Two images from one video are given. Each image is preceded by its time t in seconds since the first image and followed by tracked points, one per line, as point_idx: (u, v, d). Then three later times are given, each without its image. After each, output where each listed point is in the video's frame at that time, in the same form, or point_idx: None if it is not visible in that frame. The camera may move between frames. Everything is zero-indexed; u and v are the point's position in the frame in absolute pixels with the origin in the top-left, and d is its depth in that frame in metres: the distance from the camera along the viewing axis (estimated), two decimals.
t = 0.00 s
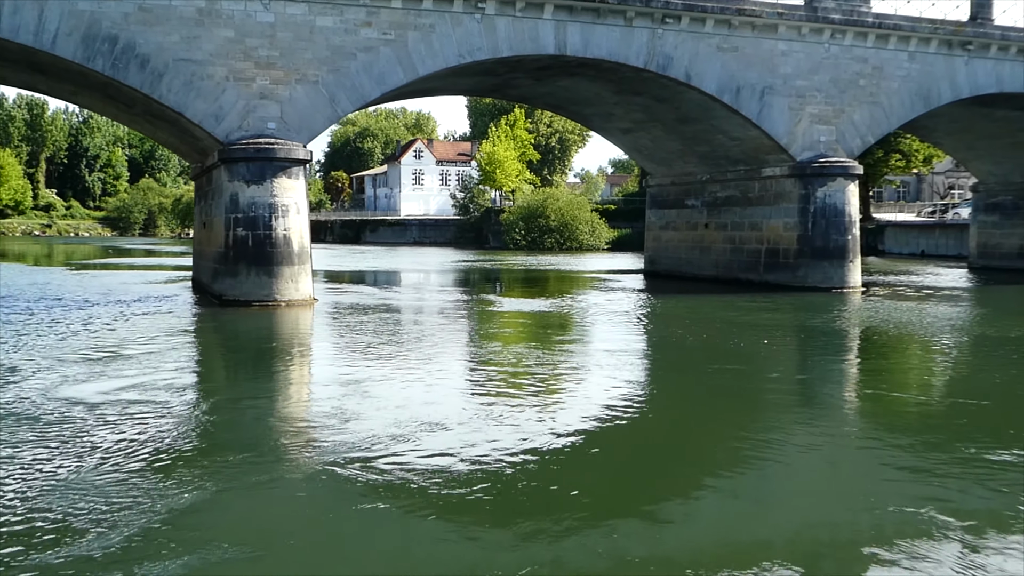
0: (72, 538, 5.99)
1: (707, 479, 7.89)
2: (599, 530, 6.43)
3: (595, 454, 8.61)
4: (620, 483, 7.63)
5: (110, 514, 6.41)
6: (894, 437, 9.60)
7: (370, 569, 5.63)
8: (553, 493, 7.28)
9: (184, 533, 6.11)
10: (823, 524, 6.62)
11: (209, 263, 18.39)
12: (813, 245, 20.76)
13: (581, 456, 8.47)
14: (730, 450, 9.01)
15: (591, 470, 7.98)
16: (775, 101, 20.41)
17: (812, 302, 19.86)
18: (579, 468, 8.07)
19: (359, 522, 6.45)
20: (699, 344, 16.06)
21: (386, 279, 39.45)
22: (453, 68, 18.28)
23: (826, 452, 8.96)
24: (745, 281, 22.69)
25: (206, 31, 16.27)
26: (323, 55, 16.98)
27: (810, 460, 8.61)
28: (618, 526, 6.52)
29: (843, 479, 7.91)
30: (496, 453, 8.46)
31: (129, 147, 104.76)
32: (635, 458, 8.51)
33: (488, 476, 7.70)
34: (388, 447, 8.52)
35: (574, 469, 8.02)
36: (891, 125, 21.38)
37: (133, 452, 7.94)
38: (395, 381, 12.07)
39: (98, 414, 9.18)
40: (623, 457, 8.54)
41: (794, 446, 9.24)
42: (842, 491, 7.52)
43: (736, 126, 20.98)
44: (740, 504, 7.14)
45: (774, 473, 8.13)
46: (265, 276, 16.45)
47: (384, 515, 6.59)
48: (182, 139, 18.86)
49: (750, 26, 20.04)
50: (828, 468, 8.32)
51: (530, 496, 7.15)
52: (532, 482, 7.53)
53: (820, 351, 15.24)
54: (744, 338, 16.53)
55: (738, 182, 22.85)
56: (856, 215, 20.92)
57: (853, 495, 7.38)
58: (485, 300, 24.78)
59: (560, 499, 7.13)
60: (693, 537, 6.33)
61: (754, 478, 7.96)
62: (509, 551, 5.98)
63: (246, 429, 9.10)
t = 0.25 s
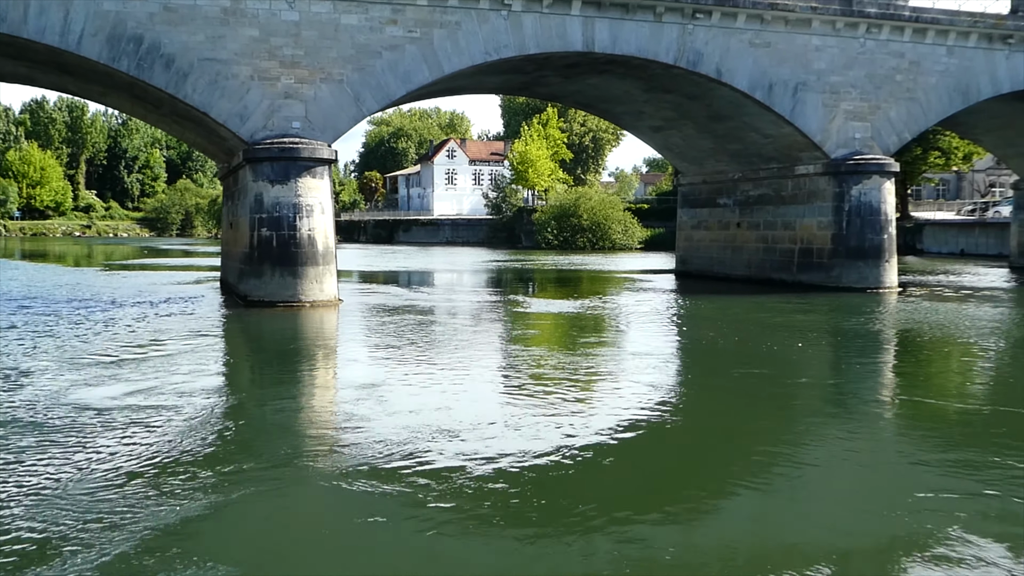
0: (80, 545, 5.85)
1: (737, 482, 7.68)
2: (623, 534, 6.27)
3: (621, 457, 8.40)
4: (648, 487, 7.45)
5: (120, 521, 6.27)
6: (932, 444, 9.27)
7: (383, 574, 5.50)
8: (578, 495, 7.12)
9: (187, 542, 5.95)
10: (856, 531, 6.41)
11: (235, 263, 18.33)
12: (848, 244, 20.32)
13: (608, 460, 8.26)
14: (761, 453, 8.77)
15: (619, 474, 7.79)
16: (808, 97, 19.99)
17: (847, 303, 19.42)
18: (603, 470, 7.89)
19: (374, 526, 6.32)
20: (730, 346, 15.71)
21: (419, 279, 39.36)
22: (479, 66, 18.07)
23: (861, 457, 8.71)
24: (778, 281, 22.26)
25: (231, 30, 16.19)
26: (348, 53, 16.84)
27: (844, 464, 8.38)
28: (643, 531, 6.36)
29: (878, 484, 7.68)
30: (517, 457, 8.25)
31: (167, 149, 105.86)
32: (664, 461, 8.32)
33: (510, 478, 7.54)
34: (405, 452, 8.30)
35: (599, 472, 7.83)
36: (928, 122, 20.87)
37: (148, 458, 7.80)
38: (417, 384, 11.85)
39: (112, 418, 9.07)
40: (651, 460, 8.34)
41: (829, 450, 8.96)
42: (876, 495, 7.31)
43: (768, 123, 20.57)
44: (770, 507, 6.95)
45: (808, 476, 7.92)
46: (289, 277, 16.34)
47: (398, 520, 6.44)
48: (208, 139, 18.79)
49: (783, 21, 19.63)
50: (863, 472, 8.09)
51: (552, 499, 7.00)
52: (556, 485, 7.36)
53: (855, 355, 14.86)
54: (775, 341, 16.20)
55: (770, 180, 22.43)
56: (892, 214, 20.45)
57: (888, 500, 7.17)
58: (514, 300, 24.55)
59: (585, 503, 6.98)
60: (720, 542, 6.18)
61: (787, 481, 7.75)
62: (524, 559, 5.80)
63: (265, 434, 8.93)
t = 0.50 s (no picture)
0: (84, 559, 5.72)
1: (765, 489, 7.46)
2: (643, 547, 6.08)
3: (645, 463, 8.20)
4: (672, 495, 7.25)
5: (129, 534, 6.14)
6: (967, 450, 8.95)
7: None
8: (599, 505, 6.93)
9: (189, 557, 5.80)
10: (887, 542, 6.17)
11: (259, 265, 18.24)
12: (881, 244, 19.88)
13: (631, 467, 8.04)
14: (789, 458, 8.51)
15: (642, 481, 7.60)
16: (841, 94, 19.57)
17: (881, 304, 19.00)
18: (627, 478, 7.70)
19: (385, 540, 6.15)
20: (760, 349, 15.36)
21: (450, 280, 39.26)
22: (504, 65, 17.87)
23: (894, 462, 8.44)
24: (810, 282, 21.85)
25: (253, 31, 16.10)
26: (371, 53, 16.70)
27: (876, 470, 8.12)
28: (666, 543, 6.17)
29: (911, 492, 7.42)
30: (535, 464, 8.04)
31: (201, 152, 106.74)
32: (690, 468, 8.10)
33: (531, 486, 7.38)
34: (419, 460, 8.11)
35: (623, 480, 7.64)
36: (965, 118, 20.37)
37: (156, 465, 7.66)
38: (437, 387, 11.65)
39: (127, 422, 8.96)
40: (675, 466, 8.12)
41: (859, 457, 8.66)
42: (908, 504, 7.06)
43: (799, 121, 20.17)
44: (798, 516, 6.73)
45: (838, 483, 7.67)
46: (312, 279, 16.22)
47: (412, 532, 6.28)
48: (232, 140, 18.71)
49: (814, 17, 19.24)
50: (896, 479, 7.83)
51: (573, 509, 6.82)
52: (577, 494, 7.18)
53: (889, 357, 14.49)
54: (807, 344, 15.86)
55: (802, 179, 22.01)
56: (927, 212, 19.98)
57: (920, 509, 6.92)
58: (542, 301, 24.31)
59: (607, 512, 6.80)
60: (745, 552, 5.98)
61: (816, 488, 7.51)
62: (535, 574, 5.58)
63: (279, 439, 8.78)
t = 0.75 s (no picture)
0: (66, 574, 5.54)
1: (777, 497, 7.23)
2: (648, 558, 5.88)
3: (652, 471, 7.97)
4: (680, 503, 7.03)
5: (113, 547, 5.95)
6: (985, 457, 8.66)
7: None
8: (604, 514, 6.74)
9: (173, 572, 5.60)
10: (901, 552, 5.96)
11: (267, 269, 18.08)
12: (899, 244, 19.51)
13: (637, 475, 7.82)
14: (801, 467, 8.21)
15: (649, 489, 7.39)
16: (857, 92, 19.23)
17: (899, 306, 18.64)
18: (634, 485, 7.49)
19: (377, 555, 5.93)
20: (775, 354, 15.05)
21: (468, 282, 39.18)
22: (513, 65, 17.66)
23: (910, 469, 8.18)
24: (827, 284, 21.49)
25: (260, 33, 15.96)
26: (378, 54, 16.53)
27: (892, 476, 7.88)
28: (669, 558, 5.92)
29: (928, 498, 7.18)
30: (537, 473, 7.82)
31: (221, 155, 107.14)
32: (698, 475, 7.87)
33: (535, 494, 7.18)
34: (417, 468, 7.89)
35: (629, 487, 7.43)
36: (984, 116, 19.98)
37: (146, 475, 7.46)
38: (442, 393, 11.42)
39: (122, 433, 8.78)
40: (684, 474, 7.89)
41: (875, 464, 8.36)
42: (925, 510, 6.83)
43: (815, 120, 19.83)
44: (811, 525, 6.51)
45: (852, 490, 7.44)
46: (319, 283, 16.04)
47: (408, 544, 6.09)
48: (241, 143, 18.55)
49: (830, 14, 18.90)
50: (912, 484, 7.59)
51: (577, 520, 6.63)
52: (582, 503, 6.98)
53: (908, 362, 14.16)
54: (824, 348, 15.56)
55: (818, 179, 21.67)
56: (946, 212, 19.59)
57: (938, 516, 6.69)
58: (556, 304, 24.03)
59: (609, 524, 6.55)
60: (752, 568, 5.72)
61: (829, 496, 7.28)
62: None
63: (277, 447, 8.57)
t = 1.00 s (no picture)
0: None
1: (776, 507, 7.05)
2: (641, 574, 5.71)
3: (648, 478, 7.77)
4: (676, 512, 6.85)
5: (84, 560, 5.76)
6: (991, 467, 8.42)
7: None
8: (598, 524, 6.56)
9: None
10: (905, 570, 5.77)
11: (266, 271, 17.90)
12: (907, 246, 19.22)
13: (632, 484, 7.61)
14: (802, 476, 7.98)
15: (644, 497, 7.21)
16: (864, 92, 18.95)
17: (907, 308, 18.36)
18: (629, 493, 7.30)
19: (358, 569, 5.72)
20: (780, 358, 14.79)
21: (476, 284, 38.98)
22: (515, 65, 17.46)
23: (914, 479, 7.98)
24: (834, 286, 21.21)
25: (257, 33, 15.80)
26: (377, 54, 16.35)
27: (895, 487, 7.68)
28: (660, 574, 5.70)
29: (932, 512, 6.99)
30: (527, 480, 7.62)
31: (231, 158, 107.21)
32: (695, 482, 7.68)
33: (526, 501, 7.01)
34: (404, 476, 7.69)
35: (623, 495, 7.24)
36: (994, 115, 19.68)
37: (126, 484, 7.28)
38: (437, 397, 11.21)
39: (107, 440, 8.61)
40: (680, 481, 7.69)
41: (878, 474, 8.12)
42: (930, 526, 6.64)
43: (822, 120, 19.56)
44: (812, 540, 6.32)
45: (855, 501, 7.24)
46: (316, 286, 15.86)
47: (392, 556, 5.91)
48: (240, 145, 18.35)
49: (836, 12, 18.63)
50: (916, 497, 7.39)
51: (566, 531, 6.41)
52: (574, 511, 6.80)
53: (916, 366, 13.90)
54: (830, 351, 15.31)
55: (825, 179, 21.39)
56: (955, 213, 19.30)
57: (943, 532, 6.50)
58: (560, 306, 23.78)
59: (599, 536, 6.33)
60: None
61: (830, 507, 7.08)
62: None
63: (266, 455, 8.38)
